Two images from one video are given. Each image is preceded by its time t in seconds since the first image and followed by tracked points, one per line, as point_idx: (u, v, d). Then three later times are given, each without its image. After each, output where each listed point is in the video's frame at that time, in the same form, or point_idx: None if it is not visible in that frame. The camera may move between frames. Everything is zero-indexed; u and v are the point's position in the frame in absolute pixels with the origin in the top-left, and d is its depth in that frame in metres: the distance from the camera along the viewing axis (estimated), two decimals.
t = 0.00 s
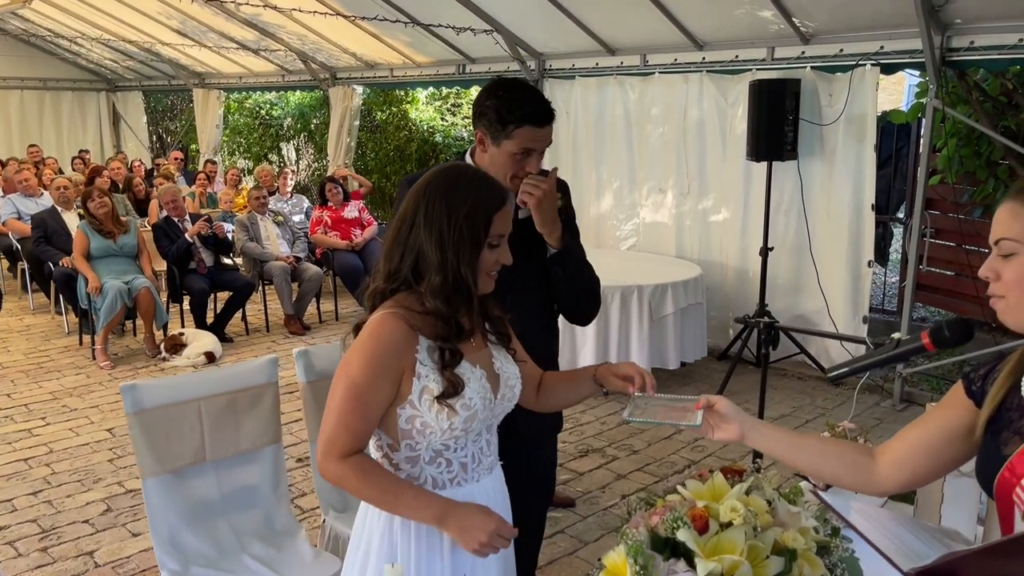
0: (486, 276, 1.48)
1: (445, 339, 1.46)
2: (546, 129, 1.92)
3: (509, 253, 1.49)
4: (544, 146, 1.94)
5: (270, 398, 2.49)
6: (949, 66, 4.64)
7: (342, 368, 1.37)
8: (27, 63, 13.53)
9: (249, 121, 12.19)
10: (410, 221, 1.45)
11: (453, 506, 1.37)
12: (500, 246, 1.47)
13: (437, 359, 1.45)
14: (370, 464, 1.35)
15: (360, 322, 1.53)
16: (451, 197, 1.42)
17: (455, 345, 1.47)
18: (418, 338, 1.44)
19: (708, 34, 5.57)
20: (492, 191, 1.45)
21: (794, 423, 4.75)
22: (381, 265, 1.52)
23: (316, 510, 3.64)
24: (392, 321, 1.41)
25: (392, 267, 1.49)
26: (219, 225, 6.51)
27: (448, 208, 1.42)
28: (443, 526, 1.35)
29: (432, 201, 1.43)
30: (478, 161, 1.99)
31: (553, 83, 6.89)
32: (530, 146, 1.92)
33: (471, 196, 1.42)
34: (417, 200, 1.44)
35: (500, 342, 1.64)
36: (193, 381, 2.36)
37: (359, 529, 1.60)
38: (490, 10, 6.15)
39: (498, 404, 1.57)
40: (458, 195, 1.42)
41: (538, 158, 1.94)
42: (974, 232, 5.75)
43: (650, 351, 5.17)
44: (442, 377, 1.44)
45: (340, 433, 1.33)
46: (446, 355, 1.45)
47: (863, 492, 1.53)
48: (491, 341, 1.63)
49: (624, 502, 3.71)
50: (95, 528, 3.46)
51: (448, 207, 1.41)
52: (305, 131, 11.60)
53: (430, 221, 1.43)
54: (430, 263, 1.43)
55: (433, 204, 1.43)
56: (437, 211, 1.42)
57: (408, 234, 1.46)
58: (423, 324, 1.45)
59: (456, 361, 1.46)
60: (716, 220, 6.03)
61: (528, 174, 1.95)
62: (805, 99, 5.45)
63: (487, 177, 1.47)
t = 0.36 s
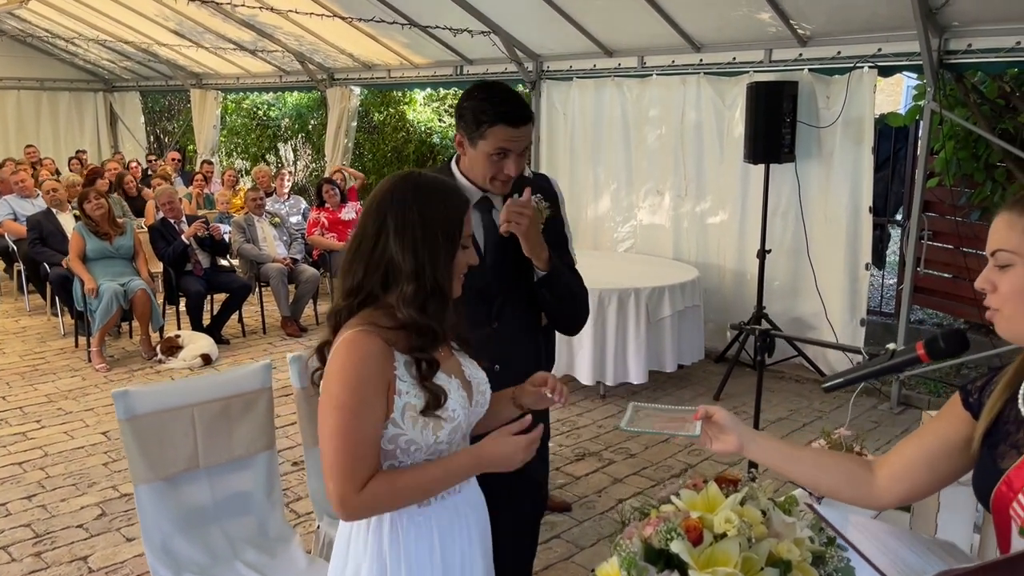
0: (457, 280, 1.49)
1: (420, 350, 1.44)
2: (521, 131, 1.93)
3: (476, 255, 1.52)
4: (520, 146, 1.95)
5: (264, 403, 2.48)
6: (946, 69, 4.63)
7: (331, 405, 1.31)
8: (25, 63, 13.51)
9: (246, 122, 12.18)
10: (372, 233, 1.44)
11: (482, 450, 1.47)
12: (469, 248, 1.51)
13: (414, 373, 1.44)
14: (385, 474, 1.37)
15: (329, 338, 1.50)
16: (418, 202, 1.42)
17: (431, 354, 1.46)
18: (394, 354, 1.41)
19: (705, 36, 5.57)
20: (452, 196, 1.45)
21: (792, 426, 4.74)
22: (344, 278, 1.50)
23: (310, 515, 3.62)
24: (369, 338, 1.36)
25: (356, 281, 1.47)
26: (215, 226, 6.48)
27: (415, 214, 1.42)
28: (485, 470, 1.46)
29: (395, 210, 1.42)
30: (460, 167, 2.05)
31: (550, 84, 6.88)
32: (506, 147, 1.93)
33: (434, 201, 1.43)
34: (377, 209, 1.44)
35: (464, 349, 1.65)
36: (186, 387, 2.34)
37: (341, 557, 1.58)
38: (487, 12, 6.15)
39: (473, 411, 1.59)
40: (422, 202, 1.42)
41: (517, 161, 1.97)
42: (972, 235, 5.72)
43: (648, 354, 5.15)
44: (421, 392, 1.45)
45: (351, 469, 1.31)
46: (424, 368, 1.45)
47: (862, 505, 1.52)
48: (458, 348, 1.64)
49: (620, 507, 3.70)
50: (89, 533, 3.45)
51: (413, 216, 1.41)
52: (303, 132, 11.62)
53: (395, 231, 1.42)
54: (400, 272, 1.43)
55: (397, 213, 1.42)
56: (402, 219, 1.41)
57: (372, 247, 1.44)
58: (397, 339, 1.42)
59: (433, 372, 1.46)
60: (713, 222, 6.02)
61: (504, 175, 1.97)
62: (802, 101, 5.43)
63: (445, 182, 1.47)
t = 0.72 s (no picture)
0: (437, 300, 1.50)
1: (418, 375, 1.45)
2: (479, 143, 1.96)
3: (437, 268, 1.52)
4: (476, 159, 1.98)
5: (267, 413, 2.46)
6: (951, 73, 4.61)
7: (350, 456, 1.28)
8: (27, 64, 13.51)
9: (248, 123, 12.19)
10: (348, 261, 1.36)
11: (472, 456, 1.53)
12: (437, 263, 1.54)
13: (417, 398, 1.48)
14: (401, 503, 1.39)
15: (305, 376, 1.41)
16: (391, 221, 1.37)
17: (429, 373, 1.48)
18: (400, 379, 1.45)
19: (708, 39, 5.55)
20: (427, 213, 1.41)
21: (795, 431, 4.72)
22: (315, 308, 1.42)
23: (312, 521, 3.61)
24: (372, 375, 1.32)
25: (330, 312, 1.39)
26: (217, 229, 6.48)
27: (391, 236, 1.36)
28: (478, 475, 1.53)
29: (375, 233, 1.36)
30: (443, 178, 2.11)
31: (553, 87, 6.87)
32: (462, 162, 1.99)
33: (414, 221, 1.38)
34: (351, 233, 1.36)
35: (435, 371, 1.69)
36: (188, 396, 2.32)
37: None
38: (490, 14, 6.14)
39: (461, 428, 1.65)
40: (402, 223, 1.37)
41: (478, 173, 2.00)
42: (976, 239, 5.74)
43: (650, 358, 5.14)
44: (427, 415, 1.49)
45: (378, 512, 1.32)
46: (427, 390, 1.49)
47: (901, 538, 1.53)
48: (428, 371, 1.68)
49: (623, 513, 3.69)
50: (91, 540, 3.44)
51: (394, 239, 1.36)
52: (304, 134, 11.70)
53: (376, 257, 1.36)
54: (386, 298, 1.38)
55: (376, 237, 1.36)
56: (383, 244, 1.36)
57: (348, 275, 1.37)
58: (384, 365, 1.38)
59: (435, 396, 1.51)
60: (716, 226, 6.00)
61: (467, 189, 2.03)
62: (807, 105, 5.43)
63: (414, 199, 1.42)
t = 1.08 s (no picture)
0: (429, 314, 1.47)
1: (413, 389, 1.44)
2: (478, 148, 1.89)
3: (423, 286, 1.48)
4: (477, 164, 1.92)
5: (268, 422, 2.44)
6: (955, 76, 4.58)
7: (369, 471, 1.26)
8: (28, 66, 13.50)
9: (250, 125, 12.18)
10: (339, 272, 1.34)
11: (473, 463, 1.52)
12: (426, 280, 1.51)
13: (417, 409, 1.47)
14: (415, 514, 1.38)
15: (301, 394, 1.37)
16: (381, 231, 1.36)
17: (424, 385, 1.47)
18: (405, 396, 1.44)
19: (711, 42, 5.53)
20: (413, 223, 1.41)
21: (799, 436, 4.69)
22: (306, 325, 1.38)
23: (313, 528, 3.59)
24: (382, 386, 1.31)
25: (322, 326, 1.35)
26: (218, 232, 6.45)
27: (383, 246, 1.35)
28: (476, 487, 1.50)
29: (367, 244, 1.34)
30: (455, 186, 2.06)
31: (555, 89, 6.84)
32: (463, 168, 1.93)
33: (404, 231, 1.38)
34: (340, 245, 1.34)
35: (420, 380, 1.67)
36: (189, 405, 2.30)
37: None
38: (492, 16, 6.11)
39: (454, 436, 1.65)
40: (392, 233, 1.36)
41: (478, 180, 1.94)
42: (980, 242, 5.73)
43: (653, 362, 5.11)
44: (427, 425, 1.49)
45: (399, 524, 1.30)
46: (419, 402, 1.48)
47: None
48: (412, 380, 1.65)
49: (627, 520, 3.67)
50: (91, 547, 3.42)
51: (387, 249, 1.35)
52: (306, 135, 11.65)
53: (369, 268, 1.34)
54: (381, 310, 1.36)
55: (368, 248, 1.34)
56: (375, 255, 1.34)
57: (341, 287, 1.34)
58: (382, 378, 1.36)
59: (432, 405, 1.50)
60: (718, 229, 5.98)
61: (467, 195, 1.97)
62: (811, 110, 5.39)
63: (400, 210, 1.41)
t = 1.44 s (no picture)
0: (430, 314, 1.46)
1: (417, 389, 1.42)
2: (500, 152, 1.86)
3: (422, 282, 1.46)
4: (497, 169, 1.89)
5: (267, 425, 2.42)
6: (957, 77, 4.57)
7: (380, 467, 1.25)
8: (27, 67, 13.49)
9: (250, 126, 12.18)
10: (336, 274, 1.32)
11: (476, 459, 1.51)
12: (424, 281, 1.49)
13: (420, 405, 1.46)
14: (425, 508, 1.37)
15: (305, 395, 1.35)
16: (375, 231, 1.34)
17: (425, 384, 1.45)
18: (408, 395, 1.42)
19: (712, 42, 5.51)
20: (408, 221, 1.39)
21: (801, 438, 4.67)
22: (305, 326, 1.37)
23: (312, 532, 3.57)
24: (388, 383, 1.30)
25: (323, 327, 1.34)
26: (218, 234, 6.43)
27: (376, 248, 1.33)
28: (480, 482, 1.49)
29: (361, 245, 1.32)
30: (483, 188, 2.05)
31: (555, 90, 6.82)
32: (485, 170, 1.90)
33: (399, 230, 1.36)
34: (336, 246, 1.32)
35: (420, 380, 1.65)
36: (188, 409, 2.29)
37: None
38: (492, 17, 6.10)
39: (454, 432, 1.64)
40: (386, 233, 1.34)
41: (500, 184, 1.90)
42: (982, 244, 5.70)
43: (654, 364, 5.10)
44: (432, 421, 1.48)
45: (413, 520, 1.29)
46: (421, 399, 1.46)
47: None
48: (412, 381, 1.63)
49: (628, 524, 3.65)
50: (89, 550, 3.40)
51: (382, 250, 1.33)
52: (306, 136, 11.63)
53: (365, 268, 1.32)
54: (379, 310, 1.34)
55: (362, 249, 1.32)
56: (370, 255, 1.32)
57: (339, 287, 1.32)
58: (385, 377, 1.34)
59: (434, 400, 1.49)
60: (719, 231, 5.96)
61: (490, 199, 1.94)
62: (813, 111, 5.37)
63: (396, 209, 1.40)
